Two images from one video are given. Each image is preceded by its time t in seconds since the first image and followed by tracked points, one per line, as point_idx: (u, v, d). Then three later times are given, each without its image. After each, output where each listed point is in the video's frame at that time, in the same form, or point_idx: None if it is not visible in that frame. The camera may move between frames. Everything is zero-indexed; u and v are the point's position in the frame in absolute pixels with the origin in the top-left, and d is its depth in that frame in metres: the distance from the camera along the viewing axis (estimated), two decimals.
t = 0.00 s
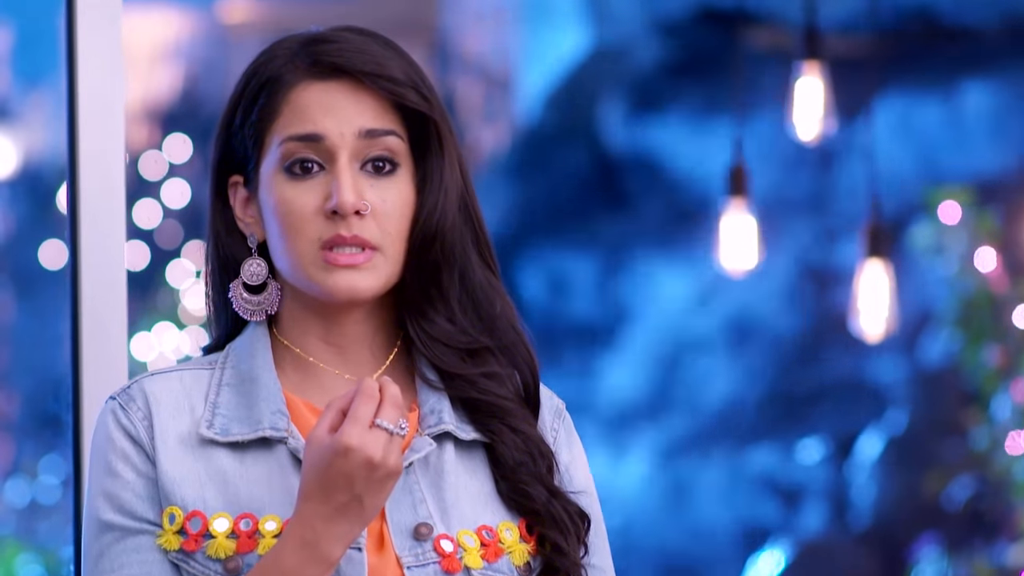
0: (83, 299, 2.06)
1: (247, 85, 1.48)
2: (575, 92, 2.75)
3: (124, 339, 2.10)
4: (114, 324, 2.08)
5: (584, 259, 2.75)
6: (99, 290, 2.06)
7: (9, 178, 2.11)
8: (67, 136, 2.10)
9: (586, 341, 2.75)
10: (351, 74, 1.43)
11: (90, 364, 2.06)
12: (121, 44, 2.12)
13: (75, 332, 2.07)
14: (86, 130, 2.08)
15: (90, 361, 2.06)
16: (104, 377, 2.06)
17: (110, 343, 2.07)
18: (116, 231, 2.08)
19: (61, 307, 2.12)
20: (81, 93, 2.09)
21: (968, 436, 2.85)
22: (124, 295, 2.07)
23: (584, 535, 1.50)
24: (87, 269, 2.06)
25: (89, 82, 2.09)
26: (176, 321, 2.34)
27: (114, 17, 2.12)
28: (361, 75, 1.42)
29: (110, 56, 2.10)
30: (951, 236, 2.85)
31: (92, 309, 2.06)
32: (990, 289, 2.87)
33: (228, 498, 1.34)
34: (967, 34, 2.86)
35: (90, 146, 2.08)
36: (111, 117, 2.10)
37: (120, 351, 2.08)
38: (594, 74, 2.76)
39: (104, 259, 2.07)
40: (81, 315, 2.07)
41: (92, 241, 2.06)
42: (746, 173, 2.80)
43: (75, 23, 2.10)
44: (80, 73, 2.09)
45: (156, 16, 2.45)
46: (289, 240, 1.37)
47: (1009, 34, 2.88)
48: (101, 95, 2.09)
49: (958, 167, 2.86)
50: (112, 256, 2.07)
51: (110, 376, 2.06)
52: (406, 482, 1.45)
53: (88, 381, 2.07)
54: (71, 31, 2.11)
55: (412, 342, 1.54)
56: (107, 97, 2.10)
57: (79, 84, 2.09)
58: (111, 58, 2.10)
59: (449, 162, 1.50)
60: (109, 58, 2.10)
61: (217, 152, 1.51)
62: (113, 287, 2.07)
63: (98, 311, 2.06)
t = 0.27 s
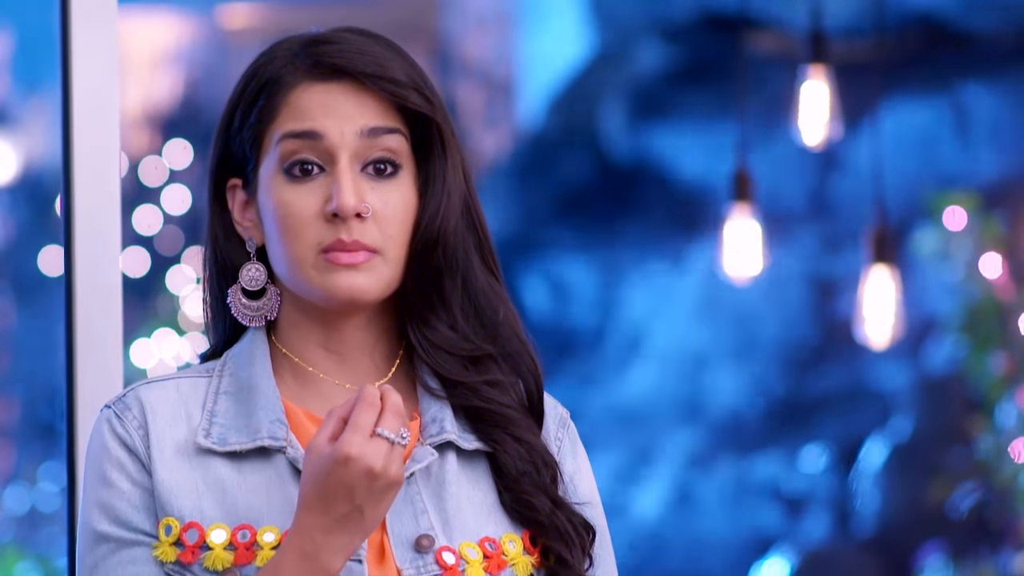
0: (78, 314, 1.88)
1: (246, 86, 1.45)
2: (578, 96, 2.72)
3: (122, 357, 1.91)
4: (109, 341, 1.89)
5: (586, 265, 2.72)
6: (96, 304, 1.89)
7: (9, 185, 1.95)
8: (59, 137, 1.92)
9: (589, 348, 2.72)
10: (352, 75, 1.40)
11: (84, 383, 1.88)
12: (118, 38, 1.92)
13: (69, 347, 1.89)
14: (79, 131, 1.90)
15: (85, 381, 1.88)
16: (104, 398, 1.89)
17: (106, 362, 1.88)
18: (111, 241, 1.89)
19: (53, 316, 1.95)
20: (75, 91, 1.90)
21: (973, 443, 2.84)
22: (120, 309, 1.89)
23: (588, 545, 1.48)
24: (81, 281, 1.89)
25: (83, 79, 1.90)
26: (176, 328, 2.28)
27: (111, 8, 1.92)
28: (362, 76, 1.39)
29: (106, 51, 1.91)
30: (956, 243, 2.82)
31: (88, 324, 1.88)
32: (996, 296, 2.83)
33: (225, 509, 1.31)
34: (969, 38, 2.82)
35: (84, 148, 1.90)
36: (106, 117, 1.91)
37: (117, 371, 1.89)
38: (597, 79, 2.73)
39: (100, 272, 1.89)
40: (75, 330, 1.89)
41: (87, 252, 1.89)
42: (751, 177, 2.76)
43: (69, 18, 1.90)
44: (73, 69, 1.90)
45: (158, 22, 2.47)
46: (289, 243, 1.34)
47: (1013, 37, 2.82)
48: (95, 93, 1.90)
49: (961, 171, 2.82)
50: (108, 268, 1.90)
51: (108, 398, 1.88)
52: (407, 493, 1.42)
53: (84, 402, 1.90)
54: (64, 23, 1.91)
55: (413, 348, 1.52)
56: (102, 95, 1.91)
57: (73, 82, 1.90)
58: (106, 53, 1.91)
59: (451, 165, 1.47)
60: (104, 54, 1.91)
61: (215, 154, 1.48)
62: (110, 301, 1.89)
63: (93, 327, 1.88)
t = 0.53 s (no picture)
0: (72, 321, 1.85)
1: (243, 88, 1.42)
2: (580, 104, 2.68)
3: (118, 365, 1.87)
4: (106, 348, 1.85)
5: (588, 272, 2.70)
6: (89, 310, 1.85)
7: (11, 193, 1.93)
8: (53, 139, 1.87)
9: (592, 356, 2.70)
10: (350, 78, 1.37)
11: (79, 392, 1.85)
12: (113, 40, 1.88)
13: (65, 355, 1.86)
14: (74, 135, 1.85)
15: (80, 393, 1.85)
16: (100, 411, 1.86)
17: (103, 372, 1.85)
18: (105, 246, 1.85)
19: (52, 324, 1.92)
20: (69, 94, 1.86)
21: (979, 451, 2.80)
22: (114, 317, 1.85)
23: (592, 558, 1.45)
24: (75, 288, 1.85)
25: (78, 83, 1.85)
26: (177, 335, 2.27)
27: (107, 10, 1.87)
28: (360, 78, 1.37)
29: (102, 54, 1.86)
30: (962, 250, 2.78)
31: (83, 330, 1.85)
32: (1003, 304, 2.79)
33: (221, 520, 1.28)
34: (978, 45, 2.80)
35: (79, 151, 1.85)
36: (101, 120, 1.86)
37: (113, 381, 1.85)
38: (600, 86, 2.69)
39: (94, 276, 1.85)
40: (70, 338, 1.85)
41: (81, 260, 1.85)
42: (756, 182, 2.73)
43: (65, 17, 1.86)
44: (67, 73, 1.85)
45: (159, 30, 2.44)
46: (286, 249, 1.31)
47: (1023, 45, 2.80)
48: (90, 96, 1.85)
49: (967, 178, 2.78)
50: (103, 276, 1.85)
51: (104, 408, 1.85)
52: (407, 503, 1.39)
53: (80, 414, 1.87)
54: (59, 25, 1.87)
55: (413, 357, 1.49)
56: (96, 99, 1.85)
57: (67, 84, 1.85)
58: (100, 55, 1.86)
59: (452, 170, 1.45)
60: (97, 57, 1.86)
61: (211, 158, 1.45)
62: (104, 305, 1.85)
63: (87, 334, 1.85)
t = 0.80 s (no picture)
0: (68, 316, 2.00)
1: (237, 87, 1.40)
2: (585, 108, 2.66)
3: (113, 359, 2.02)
4: (100, 347, 2.00)
5: (591, 276, 2.66)
6: (85, 308, 2.00)
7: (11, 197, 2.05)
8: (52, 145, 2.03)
9: (595, 362, 2.67)
10: (347, 77, 1.35)
11: (76, 388, 1.99)
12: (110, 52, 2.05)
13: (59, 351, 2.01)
14: (71, 139, 2.02)
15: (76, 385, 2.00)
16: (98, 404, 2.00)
17: (99, 366, 2.00)
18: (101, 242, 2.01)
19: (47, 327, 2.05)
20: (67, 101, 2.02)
21: (987, 458, 2.75)
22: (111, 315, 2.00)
23: (596, 565, 1.42)
24: (71, 283, 2.00)
25: (77, 91, 2.02)
26: (179, 339, 2.30)
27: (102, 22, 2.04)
28: (357, 77, 1.34)
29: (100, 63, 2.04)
30: (970, 254, 2.74)
31: (80, 327, 1.99)
32: (1011, 308, 2.74)
33: (216, 530, 1.26)
34: (988, 48, 2.74)
35: (75, 153, 2.02)
36: (98, 125, 2.02)
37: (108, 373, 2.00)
38: (605, 91, 2.66)
39: (89, 277, 2.00)
40: (66, 333, 2.00)
41: (78, 258, 2.00)
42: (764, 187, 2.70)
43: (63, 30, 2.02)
44: (66, 80, 2.02)
45: (159, 32, 2.41)
46: (282, 253, 1.29)
47: None
48: (88, 103, 2.02)
49: (975, 181, 2.75)
50: (97, 269, 2.01)
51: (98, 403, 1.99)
52: (407, 512, 1.36)
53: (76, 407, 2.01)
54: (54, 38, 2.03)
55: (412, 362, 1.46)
56: (93, 103, 2.02)
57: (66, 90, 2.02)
58: (95, 64, 2.03)
59: (451, 171, 1.42)
60: (93, 64, 2.03)
61: (205, 159, 1.42)
62: (100, 304, 2.01)
63: (82, 329, 1.99)
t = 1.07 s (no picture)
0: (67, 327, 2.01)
1: (235, 87, 1.37)
2: (592, 111, 2.62)
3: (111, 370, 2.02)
4: (96, 362, 2.00)
5: (594, 281, 2.63)
6: (85, 317, 2.01)
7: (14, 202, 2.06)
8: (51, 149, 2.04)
9: (601, 365, 2.64)
10: (347, 77, 1.32)
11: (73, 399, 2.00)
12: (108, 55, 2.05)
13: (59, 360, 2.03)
14: (69, 143, 2.02)
15: (74, 395, 2.00)
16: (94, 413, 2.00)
17: (95, 375, 2.00)
18: (100, 248, 2.02)
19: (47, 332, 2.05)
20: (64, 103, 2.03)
21: (996, 462, 2.72)
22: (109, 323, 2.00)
23: None
24: (70, 290, 2.01)
25: (75, 93, 2.02)
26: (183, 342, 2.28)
27: (98, 26, 2.04)
28: (358, 78, 1.32)
29: (98, 66, 2.04)
30: (978, 257, 2.71)
31: (75, 336, 2.00)
32: (1020, 311, 2.71)
33: (214, 540, 1.23)
34: (996, 51, 2.71)
35: (76, 157, 2.02)
36: (97, 128, 2.03)
37: (104, 382, 2.01)
38: (611, 93, 2.63)
39: (88, 287, 2.01)
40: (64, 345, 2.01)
41: (77, 263, 2.01)
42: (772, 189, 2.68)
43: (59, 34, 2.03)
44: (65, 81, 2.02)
45: (161, 35, 2.37)
46: (281, 258, 1.27)
47: None
48: (87, 108, 2.03)
49: (983, 184, 2.72)
50: (96, 275, 2.01)
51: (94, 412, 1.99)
52: (408, 522, 1.34)
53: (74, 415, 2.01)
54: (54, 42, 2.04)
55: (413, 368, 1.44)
56: (92, 108, 2.03)
57: (63, 93, 2.02)
58: (94, 68, 2.03)
59: (453, 175, 1.40)
60: (92, 66, 2.03)
61: (203, 160, 1.40)
62: (100, 313, 2.01)
63: (81, 340, 2.00)
